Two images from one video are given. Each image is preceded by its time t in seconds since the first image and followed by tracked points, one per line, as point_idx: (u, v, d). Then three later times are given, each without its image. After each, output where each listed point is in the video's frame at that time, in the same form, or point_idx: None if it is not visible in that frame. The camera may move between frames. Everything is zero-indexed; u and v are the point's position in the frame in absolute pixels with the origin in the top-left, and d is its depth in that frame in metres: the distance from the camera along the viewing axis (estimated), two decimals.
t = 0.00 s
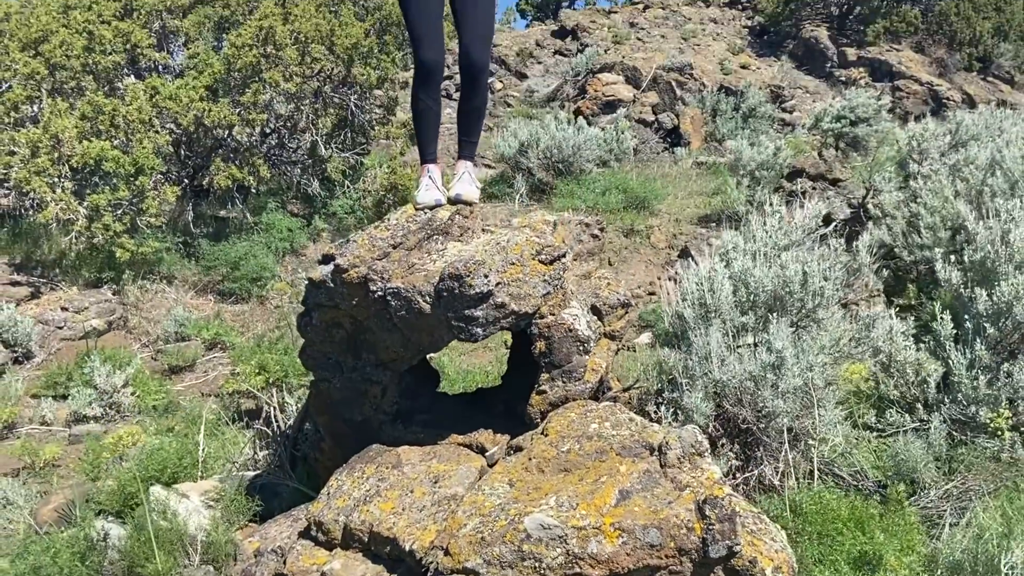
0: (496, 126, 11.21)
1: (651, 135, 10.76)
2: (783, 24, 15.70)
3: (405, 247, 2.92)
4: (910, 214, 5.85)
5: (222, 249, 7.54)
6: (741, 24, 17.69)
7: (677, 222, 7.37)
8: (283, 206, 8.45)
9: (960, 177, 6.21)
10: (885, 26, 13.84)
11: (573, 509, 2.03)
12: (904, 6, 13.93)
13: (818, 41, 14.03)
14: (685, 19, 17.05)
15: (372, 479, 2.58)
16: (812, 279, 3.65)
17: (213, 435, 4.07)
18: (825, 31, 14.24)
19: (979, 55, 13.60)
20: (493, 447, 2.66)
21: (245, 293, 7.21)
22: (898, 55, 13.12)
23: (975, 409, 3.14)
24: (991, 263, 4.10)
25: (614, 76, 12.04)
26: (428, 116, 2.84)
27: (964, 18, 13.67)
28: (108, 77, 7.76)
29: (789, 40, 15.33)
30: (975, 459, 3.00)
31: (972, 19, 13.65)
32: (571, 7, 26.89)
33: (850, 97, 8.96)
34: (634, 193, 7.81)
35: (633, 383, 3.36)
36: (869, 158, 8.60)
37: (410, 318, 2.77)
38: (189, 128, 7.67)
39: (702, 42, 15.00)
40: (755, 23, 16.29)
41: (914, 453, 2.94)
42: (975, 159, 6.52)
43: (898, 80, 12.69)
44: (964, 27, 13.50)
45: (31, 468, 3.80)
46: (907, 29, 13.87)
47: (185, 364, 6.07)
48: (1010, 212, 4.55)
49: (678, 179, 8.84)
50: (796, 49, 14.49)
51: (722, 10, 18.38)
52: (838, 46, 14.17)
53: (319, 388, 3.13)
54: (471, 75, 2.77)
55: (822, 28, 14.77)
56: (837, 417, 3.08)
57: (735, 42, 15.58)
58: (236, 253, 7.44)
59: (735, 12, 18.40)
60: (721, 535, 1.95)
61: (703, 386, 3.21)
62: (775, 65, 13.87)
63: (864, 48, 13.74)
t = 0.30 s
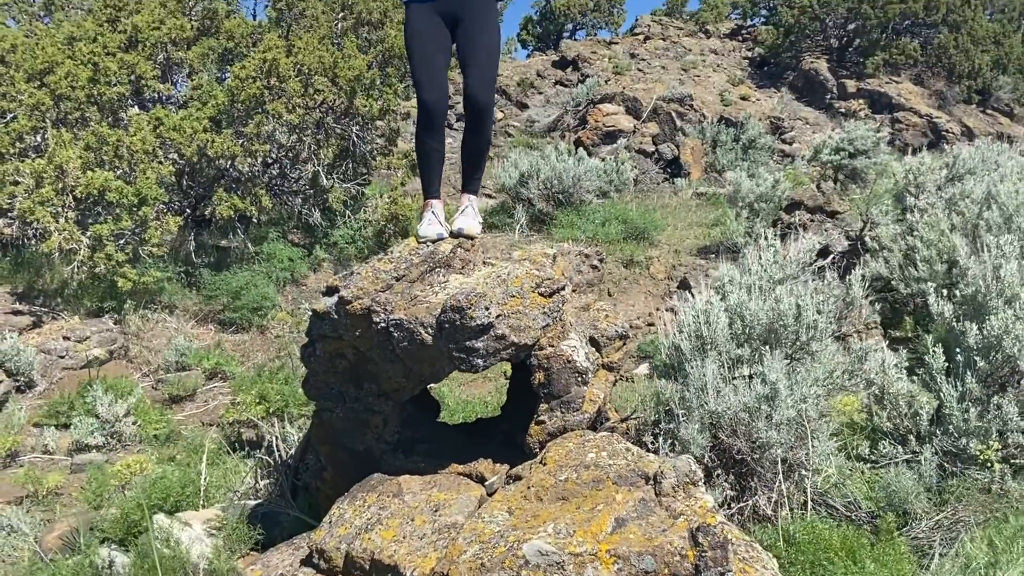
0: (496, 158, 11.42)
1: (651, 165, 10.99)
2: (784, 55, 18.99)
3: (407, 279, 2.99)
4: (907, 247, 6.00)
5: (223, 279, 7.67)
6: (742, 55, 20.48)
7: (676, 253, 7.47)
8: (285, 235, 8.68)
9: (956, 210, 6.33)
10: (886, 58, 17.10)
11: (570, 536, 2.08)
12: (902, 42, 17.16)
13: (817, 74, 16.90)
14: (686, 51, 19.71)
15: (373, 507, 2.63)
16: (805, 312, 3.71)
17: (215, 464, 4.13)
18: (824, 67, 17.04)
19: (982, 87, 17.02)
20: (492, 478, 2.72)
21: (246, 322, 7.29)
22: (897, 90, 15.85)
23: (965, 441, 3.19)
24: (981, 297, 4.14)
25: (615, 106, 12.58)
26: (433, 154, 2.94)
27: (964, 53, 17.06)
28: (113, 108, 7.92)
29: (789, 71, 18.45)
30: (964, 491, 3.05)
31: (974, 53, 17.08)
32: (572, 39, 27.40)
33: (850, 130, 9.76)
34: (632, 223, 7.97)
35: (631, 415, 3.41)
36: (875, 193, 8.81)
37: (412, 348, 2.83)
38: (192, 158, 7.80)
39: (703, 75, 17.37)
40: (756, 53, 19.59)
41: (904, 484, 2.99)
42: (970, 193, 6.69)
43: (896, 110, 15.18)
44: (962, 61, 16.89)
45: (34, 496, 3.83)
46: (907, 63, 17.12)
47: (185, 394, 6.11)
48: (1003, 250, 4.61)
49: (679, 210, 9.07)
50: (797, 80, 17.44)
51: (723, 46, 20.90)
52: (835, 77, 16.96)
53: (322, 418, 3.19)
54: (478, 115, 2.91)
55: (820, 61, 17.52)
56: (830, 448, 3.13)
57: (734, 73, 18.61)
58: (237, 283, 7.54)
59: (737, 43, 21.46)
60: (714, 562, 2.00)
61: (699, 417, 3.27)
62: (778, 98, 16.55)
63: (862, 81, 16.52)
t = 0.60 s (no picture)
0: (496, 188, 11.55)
1: (650, 195, 11.14)
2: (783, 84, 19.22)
3: (407, 308, 3.04)
4: (902, 277, 6.11)
5: (222, 306, 7.74)
6: (742, 84, 21.04)
7: (675, 282, 7.57)
8: (284, 263, 8.80)
9: (952, 242, 6.53)
10: (885, 88, 17.79)
11: (565, 559, 2.13)
12: (901, 72, 17.83)
13: (817, 103, 17.23)
14: (685, 79, 20.05)
15: (373, 532, 2.68)
16: (798, 342, 3.78)
17: (215, 491, 4.17)
18: (823, 96, 17.42)
19: (982, 117, 17.84)
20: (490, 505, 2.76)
21: (245, 349, 7.35)
22: (894, 119, 16.44)
23: (955, 470, 3.23)
24: (971, 328, 4.15)
25: (615, 135, 12.77)
26: (434, 186, 3.01)
27: (963, 84, 17.88)
28: (114, 136, 8.02)
29: (789, 100, 18.72)
30: (954, 520, 3.10)
31: (972, 85, 17.91)
32: (572, 67, 27.78)
33: (848, 161, 10.48)
34: (631, 252, 8.11)
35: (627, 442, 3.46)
36: (874, 226, 9.04)
37: (412, 376, 2.89)
38: (193, 186, 7.88)
39: (702, 104, 17.67)
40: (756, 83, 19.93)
41: (895, 512, 3.04)
42: (965, 225, 6.99)
43: (895, 139, 15.63)
44: (961, 92, 17.68)
45: (34, 522, 3.86)
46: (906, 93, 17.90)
47: (185, 421, 6.15)
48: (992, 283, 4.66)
49: (679, 239, 9.22)
50: (796, 109, 17.75)
51: (723, 75, 21.41)
52: (834, 108, 17.48)
53: (323, 445, 3.25)
54: (498, 157, 3.05)
55: (820, 91, 18.12)
56: (823, 476, 3.18)
57: (733, 103, 18.97)
58: (236, 311, 7.61)
59: (737, 72, 21.92)
60: None
61: (693, 445, 3.32)
62: (778, 126, 16.97)
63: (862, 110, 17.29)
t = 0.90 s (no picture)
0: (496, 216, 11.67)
1: (649, 223, 11.27)
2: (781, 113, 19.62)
3: (408, 335, 3.12)
4: (899, 306, 6.20)
5: (222, 333, 7.82)
6: (741, 113, 21.39)
7: (673, 310, 7.66)
8: (284, 290, 8.91)
9: (948, 273, 6.64)
10: (884, 117, 18.06)
11: None
12: (900, 102, 18.13)
13: (816, 132, 17.63)
14: (684, 108, 20.32)
15: (373, 557, 2.72)
16: (792, 371, 3.83)
17: (215, 517, 4.21)
18: (821, 125, 17.84)
19: (981, 147, 18.10)
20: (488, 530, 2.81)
21: (245, 376, 7.39)
22: (893, 148, 16.69)
23: (947, 497, 3.26)
24: (962, 357, 4.17)
25: (614, 163, 12.94)
26: (440, 217, 3.09)
27: (961, 113, 18.12)
28: (116, 164, 8.13)
29: (787, 129, 19.17)
30: (946, 548, 3.13)
31: (971, 115, 18.18)
32: (572, 95, 28.13)
33: (845, 191, 10.67)
34: (630, 280, 8.21)
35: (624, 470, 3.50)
36: (873, 255, 9.15)
37: (413, 403, 2.95)
38: (194, 214, 7.98)
39: (702, 132, 17.91)
40: (755, 112, 20.35)
41: (888, 539, 3.08)
42: (961, 255, 7.11)
43: (895, 168, 15.84)
44: (960, 121, 17.91)
45: (34, 548, 3.89)
46: (905, 122, 18.16)
47: (184, 447, 6.17)
48: (983, 312, 4.73)
49: (677, 267, 9.33)
50: (796, 138, 18.03)
51: (721, 104, 21.75)
52: (833, 137, 17.73)
53: (324, 470, 3.31)
54: (504, 192, 3.12)
55: (819, 120, 18.41)
56: (816, 503, 3.22)
57: (733, 131, 19.28)
58: (236, 337, 7.67)
59: (737, 101, 22.25)
60: None
61: (689, 472, 3.36)
62: (777, 155, 17.21)
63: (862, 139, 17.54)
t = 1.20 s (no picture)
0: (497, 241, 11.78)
1: (649, 249, 11.36)
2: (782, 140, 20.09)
3: (413, 357, 3.17)
4: (898, 332, 6.27)
5: (224, 357, 7.90)
6: (742, 139, 21.64)
7: (672, 335, 7.74)
8: (285, 314, 8.98)
9: (947, 299, 6.72)
10: (884, 144, 18.26)
11: None
12: (901, 129, 18.33)
13: (816, 158, 17.79)
14: (684, 134, 20.55)
15: None
16: (790, 395, 3.88)
17: (218, 539, 4.25)
18: (821, 151, 18.00)
19: (981, 173, 18.26)
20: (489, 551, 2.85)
21: (246, 401, 7.44)
22: (893, 175, 16.84)
23: (944, 521, 3.29)
24: (957, 382, 4.21)
25: (614, 189, 13.06)
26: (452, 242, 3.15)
27: (962, 141, 18.26)
28: (121, 189, 8.25)
29: (788, 156, 19.48)
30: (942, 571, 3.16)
31: (971, 142, 18.35)
32: (573, 120, 28.38)
33: (846, 217, 10.78)
34: (630, 306, 8.30)
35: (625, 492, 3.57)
36: (872, 281, 9.23)
37: (417, 425, 3.00)
38: (198, 238, 8.06)
39: (702, 158, 18.08)
40: (756, 138, 20.64)
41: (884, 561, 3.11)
42: (959, 282, 7.18)
43: (896, 195, 16.00)
44: (960, 148, 18.09)
45: (38, 569, 3.92)
46: (906, 149, 18.32)
47: (186, 471, 6.20)
48: (979, 338, 4.80)
49: (678, 293, 9.42)
50: (796, 165, 18.22)
51: (721, 130, 22.02)
52: (833, 163, 17.91)
53: (328, 491, 3.35)
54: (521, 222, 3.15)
55: (820, 146, 18.58)
56: (815, 525, 3.25)
57: (734, 158, 19.47)
58: (238, 362, 7.73)
59: (737, 128, 22.54)
60: None
61: (689, 494, 3.40)
62: (777, 181, 17.37)
63: (862, 166, 17.72)
